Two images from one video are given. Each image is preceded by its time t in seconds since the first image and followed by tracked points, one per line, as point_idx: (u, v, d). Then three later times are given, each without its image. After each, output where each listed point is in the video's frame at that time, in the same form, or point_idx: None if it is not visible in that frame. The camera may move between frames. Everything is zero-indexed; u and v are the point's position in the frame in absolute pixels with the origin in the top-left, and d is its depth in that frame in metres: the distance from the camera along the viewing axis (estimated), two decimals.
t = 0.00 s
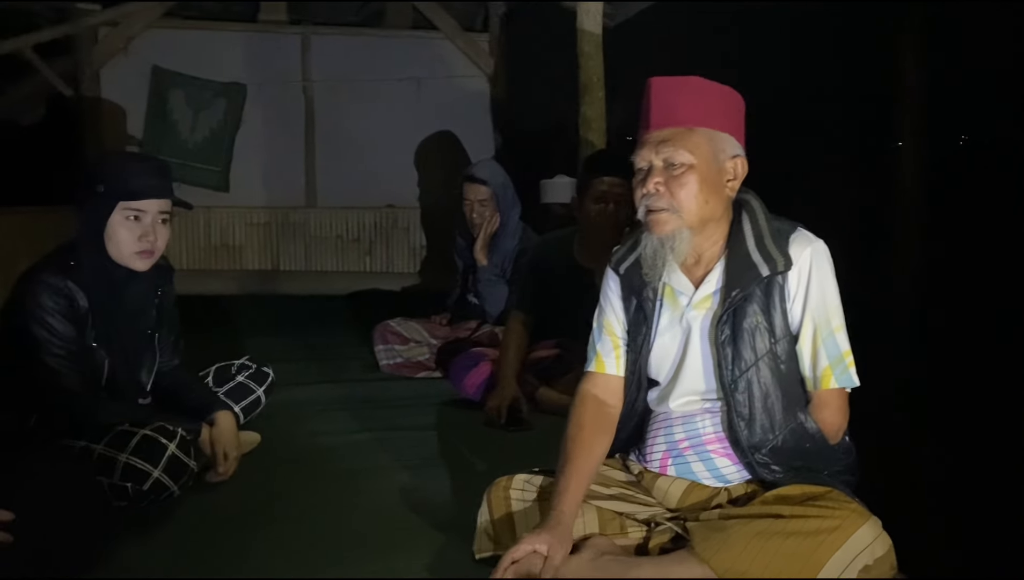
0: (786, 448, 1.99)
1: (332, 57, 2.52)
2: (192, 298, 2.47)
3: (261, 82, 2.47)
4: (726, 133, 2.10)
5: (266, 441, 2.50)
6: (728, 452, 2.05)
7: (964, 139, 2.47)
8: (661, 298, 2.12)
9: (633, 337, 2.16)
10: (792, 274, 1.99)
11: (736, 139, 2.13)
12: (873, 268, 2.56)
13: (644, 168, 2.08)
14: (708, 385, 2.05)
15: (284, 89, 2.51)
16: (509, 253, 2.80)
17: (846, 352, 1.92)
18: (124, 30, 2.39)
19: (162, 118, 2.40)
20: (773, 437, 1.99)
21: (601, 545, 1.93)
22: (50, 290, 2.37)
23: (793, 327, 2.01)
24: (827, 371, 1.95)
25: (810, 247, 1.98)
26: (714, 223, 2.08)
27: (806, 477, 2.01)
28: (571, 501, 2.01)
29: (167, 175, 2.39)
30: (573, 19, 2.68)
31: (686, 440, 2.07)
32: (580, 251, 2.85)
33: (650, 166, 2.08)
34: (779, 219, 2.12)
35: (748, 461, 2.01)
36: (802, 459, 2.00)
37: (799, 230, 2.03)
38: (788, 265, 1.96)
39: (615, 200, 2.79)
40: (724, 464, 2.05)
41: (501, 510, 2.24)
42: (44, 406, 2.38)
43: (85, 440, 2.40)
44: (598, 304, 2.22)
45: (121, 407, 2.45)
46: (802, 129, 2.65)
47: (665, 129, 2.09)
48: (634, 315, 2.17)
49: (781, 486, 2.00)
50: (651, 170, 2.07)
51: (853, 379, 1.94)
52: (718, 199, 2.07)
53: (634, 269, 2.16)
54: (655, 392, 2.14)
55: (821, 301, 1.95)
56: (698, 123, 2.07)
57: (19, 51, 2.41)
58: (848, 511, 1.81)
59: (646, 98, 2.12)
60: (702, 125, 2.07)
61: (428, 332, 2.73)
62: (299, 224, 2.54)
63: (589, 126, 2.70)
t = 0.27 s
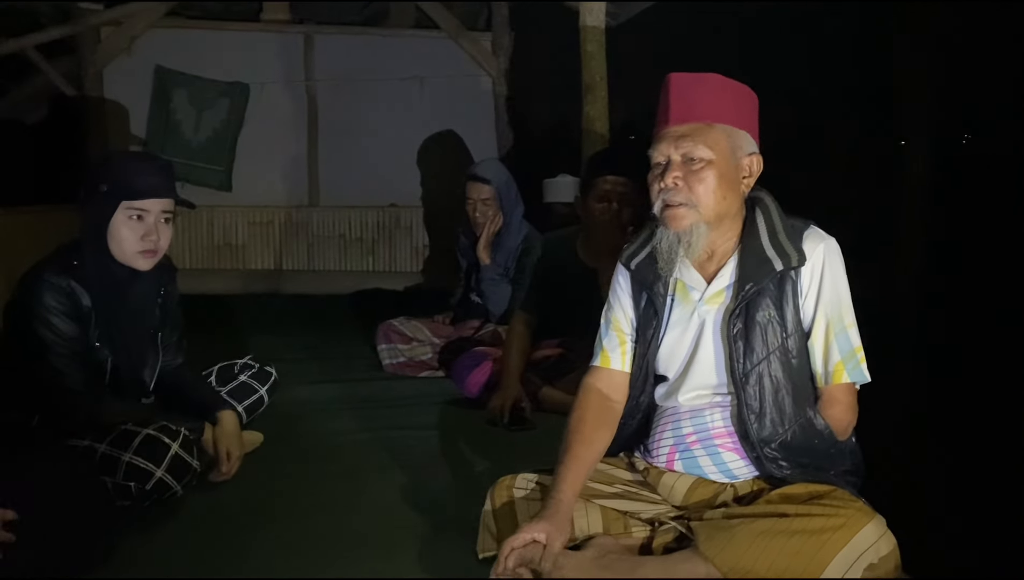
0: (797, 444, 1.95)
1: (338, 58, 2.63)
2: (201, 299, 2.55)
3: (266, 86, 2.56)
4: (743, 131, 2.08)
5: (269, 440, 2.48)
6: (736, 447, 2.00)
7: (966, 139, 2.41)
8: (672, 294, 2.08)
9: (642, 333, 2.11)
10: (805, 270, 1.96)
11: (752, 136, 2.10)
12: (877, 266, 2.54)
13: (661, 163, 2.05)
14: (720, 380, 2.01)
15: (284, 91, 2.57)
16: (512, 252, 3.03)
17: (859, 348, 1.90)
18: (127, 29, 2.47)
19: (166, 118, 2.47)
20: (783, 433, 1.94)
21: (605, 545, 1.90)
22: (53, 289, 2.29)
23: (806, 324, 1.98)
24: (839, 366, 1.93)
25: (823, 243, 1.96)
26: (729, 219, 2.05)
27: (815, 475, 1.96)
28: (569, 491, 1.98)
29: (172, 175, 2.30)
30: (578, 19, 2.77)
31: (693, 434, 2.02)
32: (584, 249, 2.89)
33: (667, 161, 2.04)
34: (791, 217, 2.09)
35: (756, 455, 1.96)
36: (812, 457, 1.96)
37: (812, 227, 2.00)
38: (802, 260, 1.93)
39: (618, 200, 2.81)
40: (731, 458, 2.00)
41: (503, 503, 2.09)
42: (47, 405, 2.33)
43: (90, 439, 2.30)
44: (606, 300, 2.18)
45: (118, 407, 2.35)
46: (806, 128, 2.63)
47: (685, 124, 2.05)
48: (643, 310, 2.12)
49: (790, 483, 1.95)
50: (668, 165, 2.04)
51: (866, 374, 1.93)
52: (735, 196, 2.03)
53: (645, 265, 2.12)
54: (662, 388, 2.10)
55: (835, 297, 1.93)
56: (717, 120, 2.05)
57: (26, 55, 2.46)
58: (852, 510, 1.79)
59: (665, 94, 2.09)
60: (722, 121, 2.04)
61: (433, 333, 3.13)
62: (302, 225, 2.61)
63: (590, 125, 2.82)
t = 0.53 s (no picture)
0: (799, 444, 1.94)
1: (339, 57, 2.52)
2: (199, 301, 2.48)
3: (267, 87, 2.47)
4: (757, 129, 2.07)
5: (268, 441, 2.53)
6: (738, 447, 1.99)
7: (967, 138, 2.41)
8: (676, 289, 2.07)
9: (645, 329, 2.10)
10: (810, 269, 1.95)
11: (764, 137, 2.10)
12: (879, 265, 2.54)
13: (674, 152, 2.04)
14: (724, 378, 2.00)
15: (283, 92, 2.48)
16: (512, 254, 3.06)
17: (863, 347, 1.88)
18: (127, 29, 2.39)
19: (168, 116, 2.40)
20: (785, 431, 1.93)
21: (605, 545, 1.88)
22: (53, 290, 2.27)
23: (811, 323, 1.97)
24: (844, 366, 1.91)
25: (829, 242, 1.94)
26: (737, 215, 2.04)
27: (817, 475, 1.96)
28: (572, 485, 1.97)
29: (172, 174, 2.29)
30: (577, 18, 2.74)
31: (696, 433, 2.01)
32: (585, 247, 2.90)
33: (680, 151, 2.04)
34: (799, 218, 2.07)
35: (759, 454, 1.95)
36: (814, 456, 1.95)
37: (818, 227, 1.99)
38: (808, 259, 1.92)
39: (620, 199, 2.84)
40: (733, 458, 1.99)
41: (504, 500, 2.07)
42: (46, 406, 2.31)
43: (90, 440, 2.33)
44: (610, 295, 2.17)
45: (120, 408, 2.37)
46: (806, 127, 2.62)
47: (701, 116, 2.04)
48: (646, 306, 2.11)
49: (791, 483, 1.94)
50: (681, 155, 2.03)
51: (870, 376, 1.91)
52: (743, 192, 2.03)
53: (650, 260, 2.11)
54: (664, 386, 2.09)
55: (840, 297, 1.92)
56: (735, 114, 2.03)
57: (27, 55, 2.46)
58: (856, 510, 1.77)
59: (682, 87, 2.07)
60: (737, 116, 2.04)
61: (433, 333, 3.13)
62: (303, 224, 2.51)
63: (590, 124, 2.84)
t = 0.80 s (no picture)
0: (799, 444, 1.93)
1: (340, 58, 2.54)
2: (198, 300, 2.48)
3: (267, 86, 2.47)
4: (761, 129, 2.06)
5: (267, 441, 2.53)
6: (738, 446, 1.98)
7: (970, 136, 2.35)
8: (677, 288, 2.06)
9: (646, 327, 2.09)
10: (812, 269, 1.94)
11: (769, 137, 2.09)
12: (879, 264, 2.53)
13: (678, 150, 2.02)
14: (724, 377, 1.99)
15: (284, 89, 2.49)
16: (512, 251, 2.96)
17: (864, 348, 1.88)
18: (127, 28, 2.40)
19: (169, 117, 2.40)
20: (785, 431, 1.92)
21: (604, 546, 1.87)
22: (52, 289, 2.25)
23: (812, 323, 1.96)
24: (844, 366, 1.91)
25: (831, 242, 1.93)
26: (739, 215, 2.03)
27: (818, 475, 1.95)
28: (577, 485, 1.96)
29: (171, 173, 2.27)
30: (578, 16, 2.83)
31: (696, 432, 2.00)
32: (586, 245, 2.93)
33: (684, 149, 2.02)
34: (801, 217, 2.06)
35: (759, 454, 1.94)
36: (814, 456, 1.94)
37: (820, 226, 1.99)
38: (809, 258, 1.91)
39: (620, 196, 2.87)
40: (733, 457, 1.98)
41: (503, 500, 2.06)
42: (44, 406, 2.29)
43: (88, 439, 2.31)
44: (611, 293, 2.17)
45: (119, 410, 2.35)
46: (805, 127, 2.62)
47: (706, 114, 2.03)
48: (647, 305, 2.10)
49: (792, 483, 1.93)
50: (685, 153, 2.01)
51: (871, 376, 1.90)
52: (747, 192, 2.02)
53: (651, 258, 2.10)
54: (665, 385, 2.08)
55: (842, 297, 1.91)
56: (741, 113, 2.02)
57: (26, 55, 2.49)
58: (857, 510, 1.77)
59: (689, 82, 2.06)
60: (743, 115, 2.02)
61: (433, 332, 3.11)
62: (303, 222, 2.52)
63: (591, 122, 2.92)
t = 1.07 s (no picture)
0: (802, 445, 1.93)
1: (340, 56, 2.52)
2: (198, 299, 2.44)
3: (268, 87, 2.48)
4: (762, 129, 2.05)
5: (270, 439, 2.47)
6: (742, 446, 1.98)
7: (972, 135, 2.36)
8: (679, 289, 2.06)
9: (648, 329, 2.09)
10: (814, 269, 1.94)
11: (770, 136, 2.08)
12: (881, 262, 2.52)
13: (679, 152, 2.01)
14: (726, 378, 1.99)
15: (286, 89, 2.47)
16: (514, 251, 3.06)
17: (867, 349, 1.86)
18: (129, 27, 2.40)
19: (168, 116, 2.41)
20: (789, 434, 1.93)
21: (609, 546, 1.86)
22: (53, 288, 2.25)
23: (814, 324, 1.96)
24: (846, 368, 1.90)
25: (833, 243, 1.93)
26: (740, 216, 2.02)
27: (823, 476, 1.95)
28: (588, 495, 1.94)
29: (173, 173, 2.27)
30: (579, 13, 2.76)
31: (699, 433, 2.00)
32: (589, 246, 2.95)
33: (685, 151, 2.01)
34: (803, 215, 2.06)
35: (761, 457, 1.94)
36: (817, 457, 1.94)
37: (822, 226, 1.98)
38: (811, 259, 1.90)
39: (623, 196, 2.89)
40: (737, 458, 1.98)
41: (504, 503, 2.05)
42: (47, 403, 2.28)
43: (89, 440, 2.31)
44: (613, 296, 2.16)
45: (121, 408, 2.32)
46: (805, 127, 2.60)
47: (707, 115, 2.02)
48: (649, 307, 2.10)
49: (796, 484, 1.93)
50: (686, 155, 2.00)
51: (873, 379, 1.90)
52: (749, 193, 2.01)
53: (654, 259, 2.08)
54: (668, 386, 2.07)
55: (843, 298, 1.90)
56: (741, 113, 2.01)
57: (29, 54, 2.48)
58: (862, 511, 1.75)
59: (690, 82, 2.05)
60: (744, 115, 2.01)
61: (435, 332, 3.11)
62: (306, 222, 2.50)
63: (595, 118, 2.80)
